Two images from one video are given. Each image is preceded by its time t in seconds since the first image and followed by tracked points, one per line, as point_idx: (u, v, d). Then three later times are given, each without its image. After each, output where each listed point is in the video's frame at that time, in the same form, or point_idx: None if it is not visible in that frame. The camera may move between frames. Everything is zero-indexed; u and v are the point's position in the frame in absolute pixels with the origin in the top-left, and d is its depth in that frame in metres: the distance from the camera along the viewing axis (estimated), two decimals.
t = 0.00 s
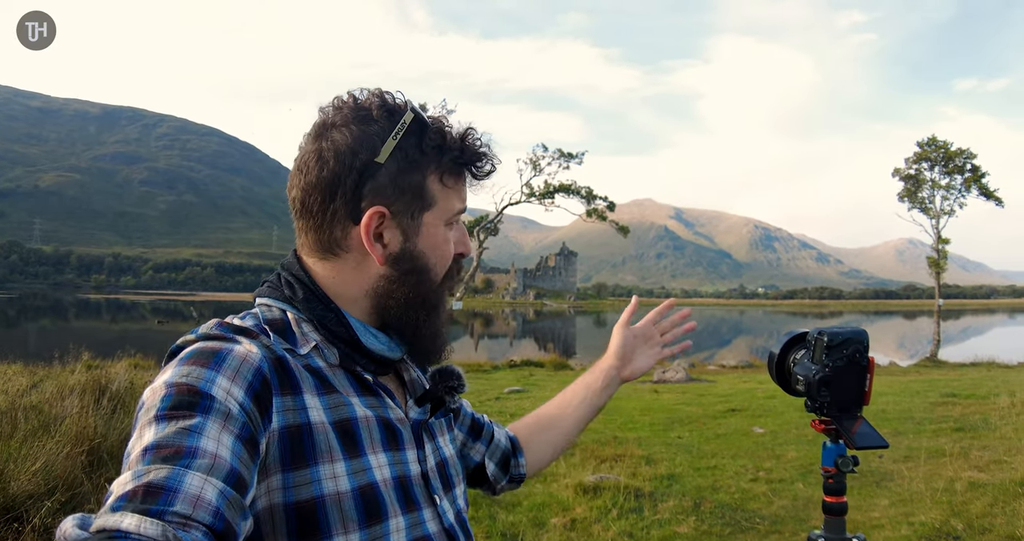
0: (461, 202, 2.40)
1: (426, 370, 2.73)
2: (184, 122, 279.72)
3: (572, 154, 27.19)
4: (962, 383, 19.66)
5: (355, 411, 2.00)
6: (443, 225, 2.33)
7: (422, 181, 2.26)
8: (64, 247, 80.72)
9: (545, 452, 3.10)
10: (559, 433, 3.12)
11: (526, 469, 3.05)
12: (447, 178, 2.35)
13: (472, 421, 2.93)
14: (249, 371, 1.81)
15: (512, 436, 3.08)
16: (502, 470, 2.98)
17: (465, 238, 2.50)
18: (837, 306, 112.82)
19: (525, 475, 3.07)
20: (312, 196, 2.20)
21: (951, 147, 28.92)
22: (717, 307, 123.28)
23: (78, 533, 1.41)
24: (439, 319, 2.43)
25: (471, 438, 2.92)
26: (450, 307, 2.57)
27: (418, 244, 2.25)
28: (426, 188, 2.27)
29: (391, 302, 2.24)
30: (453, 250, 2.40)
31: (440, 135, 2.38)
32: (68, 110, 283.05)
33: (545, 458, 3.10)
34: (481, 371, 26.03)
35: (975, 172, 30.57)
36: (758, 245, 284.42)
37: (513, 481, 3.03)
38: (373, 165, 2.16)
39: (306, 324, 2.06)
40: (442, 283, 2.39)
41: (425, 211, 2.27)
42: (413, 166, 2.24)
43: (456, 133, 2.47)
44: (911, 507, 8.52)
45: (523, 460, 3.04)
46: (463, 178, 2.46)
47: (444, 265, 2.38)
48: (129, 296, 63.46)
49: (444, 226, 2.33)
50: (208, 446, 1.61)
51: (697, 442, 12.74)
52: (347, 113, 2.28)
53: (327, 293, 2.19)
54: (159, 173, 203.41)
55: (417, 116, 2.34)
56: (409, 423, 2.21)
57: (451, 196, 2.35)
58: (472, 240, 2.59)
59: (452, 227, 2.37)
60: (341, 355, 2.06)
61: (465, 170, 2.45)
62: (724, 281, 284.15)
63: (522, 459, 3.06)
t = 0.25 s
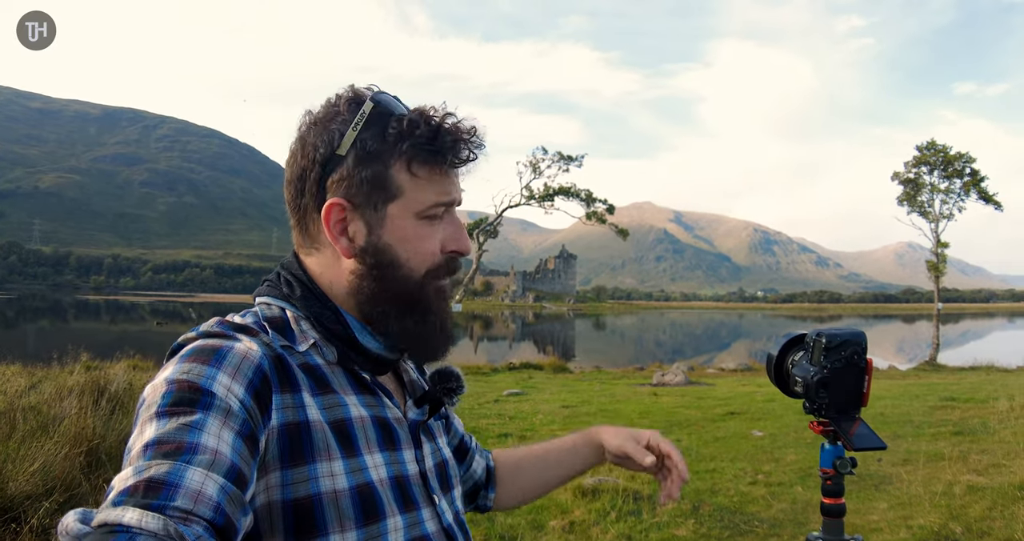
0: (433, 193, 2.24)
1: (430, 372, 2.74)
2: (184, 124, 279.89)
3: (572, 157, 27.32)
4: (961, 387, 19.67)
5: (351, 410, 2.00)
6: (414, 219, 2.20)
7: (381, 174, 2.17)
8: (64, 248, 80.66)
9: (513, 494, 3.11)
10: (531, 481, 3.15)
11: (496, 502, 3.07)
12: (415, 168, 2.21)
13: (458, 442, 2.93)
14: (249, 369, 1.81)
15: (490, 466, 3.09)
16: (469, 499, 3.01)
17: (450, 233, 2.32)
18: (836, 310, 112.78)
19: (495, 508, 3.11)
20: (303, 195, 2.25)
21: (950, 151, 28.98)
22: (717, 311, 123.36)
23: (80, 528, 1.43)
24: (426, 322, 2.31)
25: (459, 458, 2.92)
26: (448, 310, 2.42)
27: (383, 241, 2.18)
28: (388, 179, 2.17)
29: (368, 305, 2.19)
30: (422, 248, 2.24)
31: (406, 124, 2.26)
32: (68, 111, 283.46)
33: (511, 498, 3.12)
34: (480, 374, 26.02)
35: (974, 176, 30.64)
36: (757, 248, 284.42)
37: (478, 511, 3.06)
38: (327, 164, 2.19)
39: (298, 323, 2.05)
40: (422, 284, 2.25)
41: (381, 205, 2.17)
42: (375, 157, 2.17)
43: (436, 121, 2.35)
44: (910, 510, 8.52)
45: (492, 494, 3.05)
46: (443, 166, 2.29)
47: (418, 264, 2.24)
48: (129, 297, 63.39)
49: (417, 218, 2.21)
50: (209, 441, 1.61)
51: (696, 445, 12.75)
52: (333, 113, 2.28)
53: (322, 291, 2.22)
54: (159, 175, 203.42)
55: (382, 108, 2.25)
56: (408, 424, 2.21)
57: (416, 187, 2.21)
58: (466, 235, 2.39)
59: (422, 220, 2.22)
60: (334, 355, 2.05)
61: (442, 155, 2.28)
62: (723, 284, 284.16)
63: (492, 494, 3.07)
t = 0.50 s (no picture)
0: (374, 194, 2.07)
1: (435, 384, 2.74)
2: (184, 127, 280.21)
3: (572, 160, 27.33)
4: (961, 390, 19.67)
5: (343, 415, 1.99)
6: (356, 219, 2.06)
7: (329, 173, 2.11)
8: (63, 251, 80.68)
9: None
10: None
11: None
12: (360, 165, 2.07)
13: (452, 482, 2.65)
14: (245, 371, 1.79)
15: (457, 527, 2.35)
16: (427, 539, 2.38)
17: (404, 240, 2.11)
18: (836, 313, 112.74)
19: None
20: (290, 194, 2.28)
21: (949, 154, 29.02)
22: (716, 314, 123.34)
23: (68, 527, 1.40)
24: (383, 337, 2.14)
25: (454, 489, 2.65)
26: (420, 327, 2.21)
27: (330, 243, 2.11)
28: (332, 178, 2.10)
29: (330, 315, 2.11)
30: (360, 254, 2.08)
31: (362, 121, 2.17)
32: (68, 113, 283.64)
33: None
34: (479, 377, 26.00)
35: (974, 179, 30.67)
36: (757, 251, 284.40)
37: None
38: (303, 164, 2.28)
39: (289, 327, 2.03)
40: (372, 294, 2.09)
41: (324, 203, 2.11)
42: (327, 156, 2.12)
43: (406, 120, 2.21)
44: (910, 515, 8.49)
45: None
46: (398, 165, 2.11)
47: (365, 270, 2.09)
48: (128, 300, 63.33)
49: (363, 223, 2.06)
50: (202, 444, 1.60)
51: (695, 449, 12.73)
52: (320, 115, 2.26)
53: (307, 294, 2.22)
54: (159, 177, 203.45)
55: (344, 107, 2.21)
56: (405, 432, 2.21)
57: (356, 186, 2.07)
58: (429, 245, 2.14)
59: (364, 223, 2.08)
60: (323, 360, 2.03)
61: (395, 152, 2.10)
62: (722, 287, 284.12)
63: None
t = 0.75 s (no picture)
0: (363, 192, 2.08)
1: (437, 388, 2.75)
2: (183, 128, 280.16)
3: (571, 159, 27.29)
4: (960, 389, 19.67)
5: (343, 416, 1.99)
6: (345, 219, 2.08)
7: (322, 171, 2.16)
8: (62, 252, 80.60)
9: None
10: None
11: None
12: (349, 165, 2.10)
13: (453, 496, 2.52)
14: (244, 372, 1.79)
15: None
16: None
17: (393, 240, 2.10)
18: (835, 312, 112.70)
19: None
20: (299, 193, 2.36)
21: (948, 153, 29.02)
22: (716, 313, 123.39)
23: (61, 531, 1.38)
24: (371, 339, 2.09)
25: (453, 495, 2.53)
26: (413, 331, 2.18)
27: (320, 244, 2.14)
28: (324, 176, 2.13)
29: (317, 313, 2.09)
30: (350, 252, 2.08)
31: (356, 121, 2.20)
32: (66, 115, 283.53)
33: None
34: (479, 377, 25.97)
35: (972, 178, 30.69)
36: (756, 251, 284.39)
37: None
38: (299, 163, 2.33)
39: (291, 332, 2.04)
40: (361, 296, 2.07)
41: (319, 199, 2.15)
42: (319, 156, 2.17)
43: (394, 118, 2.23)
44: (910, 514, 8.49)
45: None
46: (386, 167, 2.12)
47: (352, 272, 2.08)
48: (127, 301, 63.26)
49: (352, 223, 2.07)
50: (199, 445, 1.59)
51: (694, 448, 12.72)
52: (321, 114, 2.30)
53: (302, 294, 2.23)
54: (158, 178, 203.32)
55: (339, 109, 2.26)
56: (405, 434, 2.21)
57: (346, 186, 2.11)
58: (417, 243, 2.11)
59: (352, 222, 2.08)
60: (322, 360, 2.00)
61: (382, 154, 2.12)
62: (722, 287, 284.10)
63: None
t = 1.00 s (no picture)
0: (352, 183, 2.11)
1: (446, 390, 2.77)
2: (181, 130, 280.22)
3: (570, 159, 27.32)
4: (959, 387, 19.71)
5: (348, 420, 2.00)
6: (336, 210, 2.10)
7: (315, 168, 2.22)
8: (61, 255, 80.60)
9: None
10: None
11: None
12: (340, 159, 2.14)
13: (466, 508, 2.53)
14: (252, 375, 1.81)
15: None
16: None
17: (382, 230, 2.10)
18: (834, 310, 112.76)
19: None
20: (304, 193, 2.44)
21: (946, 151, 29.07)
22: (715, 313, 123.40)
23: (72, 529, 1.39)
24: (365, 334, 2.07)
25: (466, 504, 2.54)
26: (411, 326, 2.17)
27: (316, 240, 2.17)
28: (317, 173, 2.18)
29: (313, 312, 2.11)
30: (342, 244, 2.09)
31: (346, 115, 2.24)
32: (64, 117, 283.61)
33: None
34: (479, 377, 25.98)
35: (971, 176, 30.72)
36: (755, 250, 284.37)
37: None
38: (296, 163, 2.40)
39: (297, 332, 2.07)
40: (354, 290, 2.07)
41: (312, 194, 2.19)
42: (312, 155, 2.24)
43: (379, 112, 2.26)
44: (911, 511, 8.51)
45: None
46: (375, 157, 2.15)
47: (344, 267, 2.09)
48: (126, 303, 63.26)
49: (342, 214, 2.09)
50: (207, 447, 1.60)
51: (695, 447, 12.73)
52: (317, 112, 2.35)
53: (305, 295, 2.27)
54: (156, 180, 203.28)
55: (330, 107, 2.31)
56: (412, 437, 2.22)
57: (337, 179, 2.14)
58: (406, 233, 2.11)
59: (342, 215, 2.10)
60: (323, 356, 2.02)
61: (366, 143, 2.14)
62: (721, 286, 284.09)
63: None
